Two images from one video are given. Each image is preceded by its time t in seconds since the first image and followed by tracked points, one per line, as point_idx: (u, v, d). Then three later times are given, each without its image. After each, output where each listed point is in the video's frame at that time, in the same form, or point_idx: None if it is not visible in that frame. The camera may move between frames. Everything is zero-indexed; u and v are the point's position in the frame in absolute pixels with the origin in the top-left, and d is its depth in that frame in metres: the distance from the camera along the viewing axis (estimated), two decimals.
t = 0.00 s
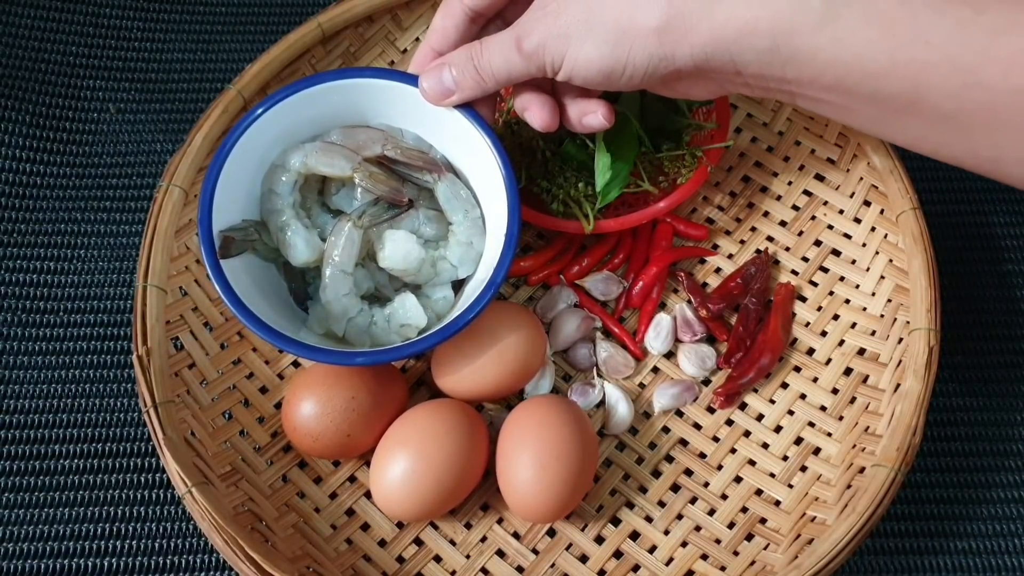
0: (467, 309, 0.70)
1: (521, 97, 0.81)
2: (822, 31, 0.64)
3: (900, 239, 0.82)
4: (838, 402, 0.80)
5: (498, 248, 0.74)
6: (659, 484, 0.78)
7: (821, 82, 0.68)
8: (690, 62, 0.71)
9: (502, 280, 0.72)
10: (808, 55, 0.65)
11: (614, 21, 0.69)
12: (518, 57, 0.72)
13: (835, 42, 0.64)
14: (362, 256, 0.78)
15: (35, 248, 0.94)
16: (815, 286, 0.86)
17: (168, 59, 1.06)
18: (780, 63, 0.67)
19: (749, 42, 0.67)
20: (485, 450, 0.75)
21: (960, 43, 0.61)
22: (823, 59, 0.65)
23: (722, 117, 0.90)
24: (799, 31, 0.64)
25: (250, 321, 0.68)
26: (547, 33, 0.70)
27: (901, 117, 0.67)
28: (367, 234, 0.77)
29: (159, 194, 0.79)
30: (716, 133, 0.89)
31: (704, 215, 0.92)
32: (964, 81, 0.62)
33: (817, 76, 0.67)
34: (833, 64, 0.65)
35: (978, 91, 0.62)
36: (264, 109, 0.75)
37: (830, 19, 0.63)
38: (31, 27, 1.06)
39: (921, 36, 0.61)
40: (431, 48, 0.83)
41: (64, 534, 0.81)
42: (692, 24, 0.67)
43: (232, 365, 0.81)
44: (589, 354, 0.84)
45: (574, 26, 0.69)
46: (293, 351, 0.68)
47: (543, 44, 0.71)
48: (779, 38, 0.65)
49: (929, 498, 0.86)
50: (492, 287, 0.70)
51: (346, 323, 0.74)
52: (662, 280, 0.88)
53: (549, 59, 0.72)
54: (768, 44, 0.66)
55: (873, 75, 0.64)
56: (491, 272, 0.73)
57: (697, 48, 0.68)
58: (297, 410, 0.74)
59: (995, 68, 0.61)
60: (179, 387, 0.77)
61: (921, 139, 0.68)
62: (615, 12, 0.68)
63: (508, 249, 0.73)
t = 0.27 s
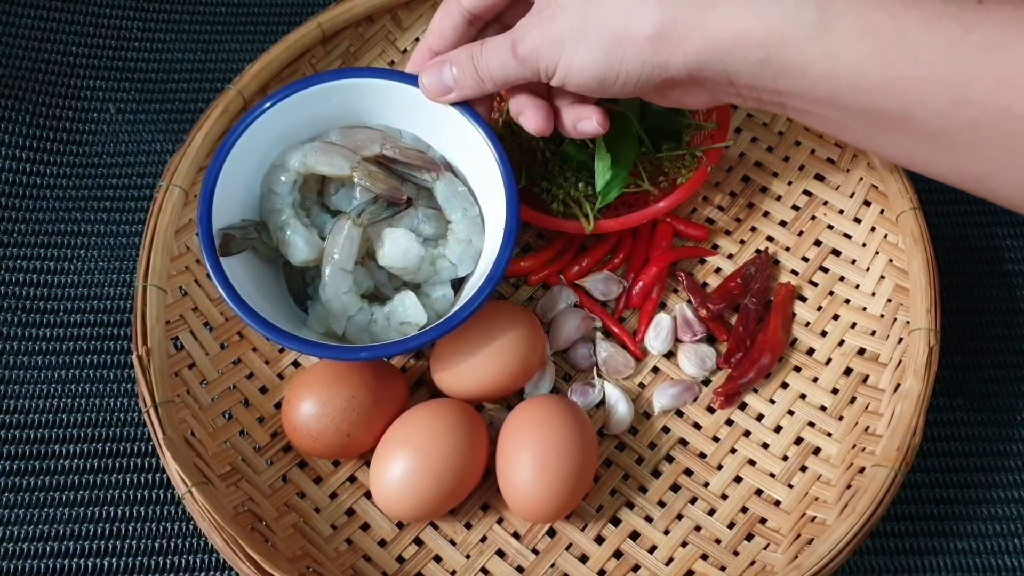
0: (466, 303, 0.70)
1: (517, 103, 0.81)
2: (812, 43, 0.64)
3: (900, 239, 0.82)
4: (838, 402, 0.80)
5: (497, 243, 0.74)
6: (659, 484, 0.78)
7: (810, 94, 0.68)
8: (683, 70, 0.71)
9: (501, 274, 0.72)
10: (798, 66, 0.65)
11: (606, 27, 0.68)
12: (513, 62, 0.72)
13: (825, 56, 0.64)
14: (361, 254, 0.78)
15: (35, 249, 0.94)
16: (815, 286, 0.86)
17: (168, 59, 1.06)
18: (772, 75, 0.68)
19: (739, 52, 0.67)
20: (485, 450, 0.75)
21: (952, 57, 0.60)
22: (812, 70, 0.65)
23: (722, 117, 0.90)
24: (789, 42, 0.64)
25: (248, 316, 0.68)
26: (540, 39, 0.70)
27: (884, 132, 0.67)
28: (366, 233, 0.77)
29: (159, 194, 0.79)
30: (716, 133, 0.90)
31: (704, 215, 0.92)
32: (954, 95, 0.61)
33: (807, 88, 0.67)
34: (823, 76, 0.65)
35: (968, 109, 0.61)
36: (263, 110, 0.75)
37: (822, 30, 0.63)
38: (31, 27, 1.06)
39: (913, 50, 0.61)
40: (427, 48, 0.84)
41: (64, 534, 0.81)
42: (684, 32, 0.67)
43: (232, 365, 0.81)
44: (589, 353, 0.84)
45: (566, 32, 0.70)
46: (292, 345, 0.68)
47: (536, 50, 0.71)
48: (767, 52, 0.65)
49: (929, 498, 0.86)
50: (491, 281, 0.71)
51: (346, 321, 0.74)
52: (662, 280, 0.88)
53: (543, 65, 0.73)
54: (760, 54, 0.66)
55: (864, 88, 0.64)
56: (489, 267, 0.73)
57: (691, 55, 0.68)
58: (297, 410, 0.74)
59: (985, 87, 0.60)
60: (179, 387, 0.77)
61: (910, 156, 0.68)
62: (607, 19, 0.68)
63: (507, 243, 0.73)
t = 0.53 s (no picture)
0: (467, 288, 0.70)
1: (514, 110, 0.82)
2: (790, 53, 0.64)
3: (901, 238, 0.83)
4: (838, 402, 0.80)
5: (495, 233, 0.74)
6: (659, 484, 0.78)
7: (791, 102, 0.67)
8: (668, 81, 0.71)
9: (500, 261, 0.72)
10: (778, 78, 0.65)
11: (589, 40, 0.69)
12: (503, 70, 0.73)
13: (805, 66, 0.63)
14: (361, 255, 0.78)
15: (36, 249, 0.94)
16: (815, 286, 0.86)
17: (168, 59, 1.06)
18: (753, 83, 0.67)
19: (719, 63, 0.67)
20: (485, 450, 0.75)
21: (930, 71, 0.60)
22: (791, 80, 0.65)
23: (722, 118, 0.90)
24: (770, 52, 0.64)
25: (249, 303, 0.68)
26: (525, 48, 0.71)
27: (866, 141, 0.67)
28: (366, 232, 0.78)
29: (159, 195, 0.80)
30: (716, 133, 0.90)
31: (704, 215, 0.92)
32: (934, 106, 0.61)
33: (788, 97, 0.67)
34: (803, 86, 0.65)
35: (943, 120, 0.61)
36: (269, 113, 0.77)
37: (802, 41, 0.63)
38: (32, 27, 1.06)
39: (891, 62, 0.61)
40: (424, 56, 0.84)
41: (64, 534, 0.81)
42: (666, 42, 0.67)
43: (233, 366, 0.81)
44: (589, 353, 0.84)
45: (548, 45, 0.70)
46: (294, 332, 0.68)
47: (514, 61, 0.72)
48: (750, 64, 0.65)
49: (929, 498, 0.85)
50: (491, 267, 0.71)
51: (346, 318, 0.74)
52: (662, 280, 0.88)
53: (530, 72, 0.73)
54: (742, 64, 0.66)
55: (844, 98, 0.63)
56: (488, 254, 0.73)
57: (672, 65, 0.68)
58: (297, 410, 0.74)
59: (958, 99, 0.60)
60: (179, 387, 0.77)
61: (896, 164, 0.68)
62: (591, 33, 0.68)
63: (506, 230, 0.73)
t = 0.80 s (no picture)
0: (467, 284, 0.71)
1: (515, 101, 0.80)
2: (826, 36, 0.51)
3: (901, 239, 0.83)
4: (838, 402, 0.80)
5: (496, 230, 0.75)
6: (659, 484, 0.78)
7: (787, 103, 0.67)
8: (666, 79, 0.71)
9: (501, 257, 0.72)
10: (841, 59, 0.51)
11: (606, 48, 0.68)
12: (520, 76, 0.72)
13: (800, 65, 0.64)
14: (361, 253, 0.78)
15: (36, 249, 0.94)
16: (815, 286, 0.86)
17: (168, 59, 1.06)
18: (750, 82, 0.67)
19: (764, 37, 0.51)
20: (485, 450, 0.74)
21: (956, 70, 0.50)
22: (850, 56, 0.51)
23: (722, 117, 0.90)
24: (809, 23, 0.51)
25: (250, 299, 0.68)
26: (546, 49, 0.55)
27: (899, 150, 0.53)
28: (367, 230, 0.78)
29: (159, 195, 0.80)
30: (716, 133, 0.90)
31: (704, 215, 0.92)
32: (965, 110, 0.50)
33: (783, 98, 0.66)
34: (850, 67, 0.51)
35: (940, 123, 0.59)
36: (270, 112, 0.77)
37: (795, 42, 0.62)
38: (32, 28, 1.07)
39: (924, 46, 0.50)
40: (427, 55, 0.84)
41: (64, 534, 0.81)
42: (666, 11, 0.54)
43: (233, 366, 0.81)
44: (589, 353, 0.84)
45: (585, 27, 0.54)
46: (295, 327, 0.68)
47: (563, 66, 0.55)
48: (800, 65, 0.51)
49: (929, 498, 0.85)
50: (491, 262, 0.71)
51: (346, 315, 0.74)
52: (662, 280, 0.88)
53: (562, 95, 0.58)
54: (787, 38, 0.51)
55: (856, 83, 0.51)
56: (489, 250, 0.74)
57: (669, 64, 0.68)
58: (297, 410, 0.74)
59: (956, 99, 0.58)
60: (179, 387, 0.77)
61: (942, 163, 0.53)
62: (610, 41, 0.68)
63: (506, 226, 0.73)
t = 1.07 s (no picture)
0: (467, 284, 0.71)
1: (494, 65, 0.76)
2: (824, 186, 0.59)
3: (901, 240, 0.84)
4: (838, 402, 0.80)
5: (495, 231, 0.75)
6: (659, 484, 0.78)
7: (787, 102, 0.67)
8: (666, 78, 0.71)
9: (500, 257, 0.72)
10: (864, 264, 0.59)
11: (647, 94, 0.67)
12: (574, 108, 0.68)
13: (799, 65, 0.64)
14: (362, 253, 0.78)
15: (36, 249, 0.94)
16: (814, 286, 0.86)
17: (168, 59, 1.06)
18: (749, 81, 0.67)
19: (781, 196, 0.59)
20: (485, 449, 0.74)
21: (938, 257, 0.59)
22: (856, 217, 0.59)
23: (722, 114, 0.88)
24: (829, 242, 0.59)
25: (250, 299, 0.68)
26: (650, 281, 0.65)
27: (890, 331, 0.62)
28: (367, 230, 0.78)
29: (159, 195, 0.80)
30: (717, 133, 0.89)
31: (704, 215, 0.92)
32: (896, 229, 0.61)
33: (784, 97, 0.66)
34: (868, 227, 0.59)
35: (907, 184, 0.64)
36: (270, 112, 0.77)
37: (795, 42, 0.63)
38: (32, 28, 1.07)
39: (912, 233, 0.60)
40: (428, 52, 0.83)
41: (64, 534, 0.81)
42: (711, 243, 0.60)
43: (233, 366, 0.81)
44: (589, 353, 0.84)
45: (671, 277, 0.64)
46: (294, 326, 0.68)
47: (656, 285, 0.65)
48: (849, 297, 0.59)
49: (930, 498, 0.85)
50: (491, 262, 0.71)
51: (346, 314, 0.74)
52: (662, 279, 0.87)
53: (638, 282, 0.67)
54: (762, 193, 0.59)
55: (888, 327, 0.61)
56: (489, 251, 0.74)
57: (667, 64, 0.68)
58: (297, 410, 0.74)
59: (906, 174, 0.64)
60: (179, 387, 0.77)
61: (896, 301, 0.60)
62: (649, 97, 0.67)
63: (506, 227, 0.73)
